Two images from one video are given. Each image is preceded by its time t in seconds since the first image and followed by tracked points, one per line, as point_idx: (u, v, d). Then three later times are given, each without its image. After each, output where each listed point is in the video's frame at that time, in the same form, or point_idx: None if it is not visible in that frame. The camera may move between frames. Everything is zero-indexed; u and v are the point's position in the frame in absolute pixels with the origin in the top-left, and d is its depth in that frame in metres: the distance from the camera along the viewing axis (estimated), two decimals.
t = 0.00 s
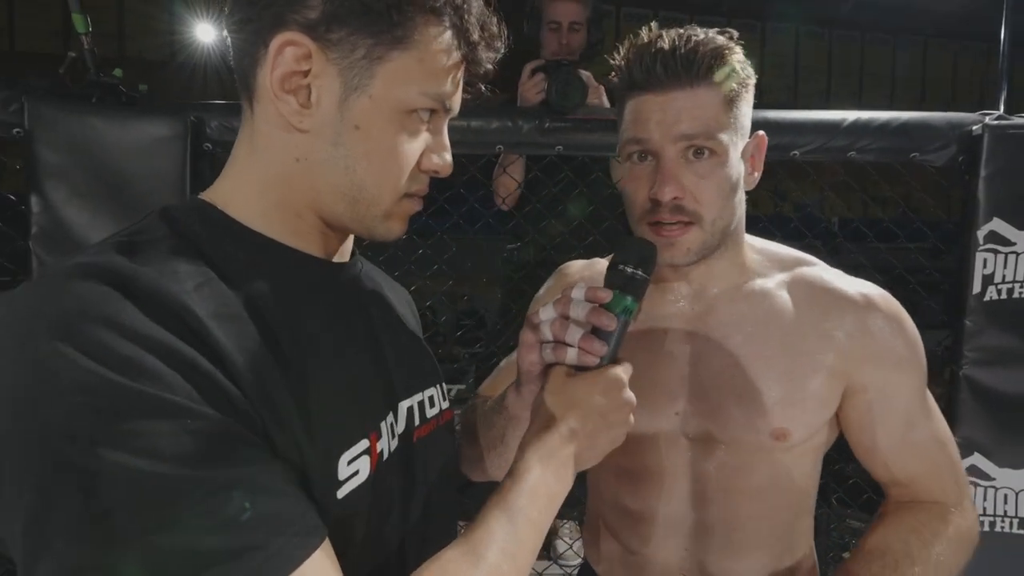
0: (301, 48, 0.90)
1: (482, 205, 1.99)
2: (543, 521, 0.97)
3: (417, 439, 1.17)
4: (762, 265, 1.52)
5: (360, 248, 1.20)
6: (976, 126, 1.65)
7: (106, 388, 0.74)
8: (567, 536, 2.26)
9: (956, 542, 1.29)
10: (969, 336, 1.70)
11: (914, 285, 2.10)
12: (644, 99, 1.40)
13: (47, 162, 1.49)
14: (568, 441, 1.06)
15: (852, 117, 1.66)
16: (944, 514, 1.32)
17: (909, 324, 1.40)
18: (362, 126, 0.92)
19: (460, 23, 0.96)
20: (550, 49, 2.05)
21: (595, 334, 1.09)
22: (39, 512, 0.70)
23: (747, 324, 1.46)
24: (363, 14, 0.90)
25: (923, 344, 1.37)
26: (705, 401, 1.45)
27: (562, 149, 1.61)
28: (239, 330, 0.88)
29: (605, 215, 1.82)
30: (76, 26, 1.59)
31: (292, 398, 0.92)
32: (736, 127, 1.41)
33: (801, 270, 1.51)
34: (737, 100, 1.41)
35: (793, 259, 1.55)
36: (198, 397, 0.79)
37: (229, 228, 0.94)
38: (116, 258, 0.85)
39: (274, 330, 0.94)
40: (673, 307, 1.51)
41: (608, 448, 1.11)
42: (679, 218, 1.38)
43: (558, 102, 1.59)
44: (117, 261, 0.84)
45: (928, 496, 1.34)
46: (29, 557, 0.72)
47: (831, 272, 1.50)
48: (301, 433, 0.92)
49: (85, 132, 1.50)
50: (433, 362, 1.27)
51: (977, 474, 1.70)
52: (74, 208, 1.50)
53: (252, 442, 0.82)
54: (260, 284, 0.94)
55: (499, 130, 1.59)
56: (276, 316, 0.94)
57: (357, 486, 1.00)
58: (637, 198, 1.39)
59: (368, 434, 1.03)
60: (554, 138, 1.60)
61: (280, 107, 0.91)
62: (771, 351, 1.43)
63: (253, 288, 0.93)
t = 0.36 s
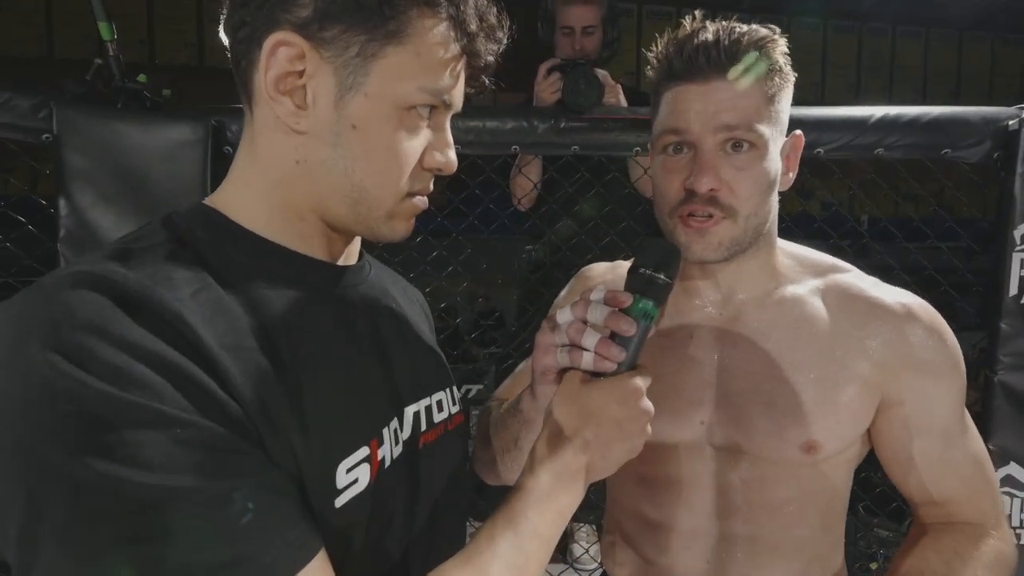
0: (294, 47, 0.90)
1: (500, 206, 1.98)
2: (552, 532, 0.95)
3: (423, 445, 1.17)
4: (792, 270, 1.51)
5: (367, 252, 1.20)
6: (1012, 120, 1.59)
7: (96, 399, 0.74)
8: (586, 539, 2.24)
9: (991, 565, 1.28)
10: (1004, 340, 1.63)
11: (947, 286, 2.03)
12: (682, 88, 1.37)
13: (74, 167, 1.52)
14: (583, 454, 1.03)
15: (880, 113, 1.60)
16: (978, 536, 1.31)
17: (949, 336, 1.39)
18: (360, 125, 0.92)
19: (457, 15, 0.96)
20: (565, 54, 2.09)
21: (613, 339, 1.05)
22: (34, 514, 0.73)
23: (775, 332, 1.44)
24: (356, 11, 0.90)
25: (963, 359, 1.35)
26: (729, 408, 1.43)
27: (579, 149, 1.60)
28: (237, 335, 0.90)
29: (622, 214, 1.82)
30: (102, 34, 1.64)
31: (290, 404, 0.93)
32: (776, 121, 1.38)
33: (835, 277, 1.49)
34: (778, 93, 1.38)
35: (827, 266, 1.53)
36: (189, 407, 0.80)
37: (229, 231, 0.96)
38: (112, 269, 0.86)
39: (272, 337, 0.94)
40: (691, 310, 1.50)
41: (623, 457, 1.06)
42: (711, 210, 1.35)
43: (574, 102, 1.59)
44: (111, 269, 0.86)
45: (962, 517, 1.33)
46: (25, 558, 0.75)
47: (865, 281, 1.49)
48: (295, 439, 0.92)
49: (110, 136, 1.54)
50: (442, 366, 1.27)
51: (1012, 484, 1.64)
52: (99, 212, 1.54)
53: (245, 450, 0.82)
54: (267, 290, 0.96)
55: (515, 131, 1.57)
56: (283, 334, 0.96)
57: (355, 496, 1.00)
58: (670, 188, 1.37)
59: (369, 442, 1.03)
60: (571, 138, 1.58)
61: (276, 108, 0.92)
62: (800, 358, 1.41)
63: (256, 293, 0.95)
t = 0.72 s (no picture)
0: (297, 62, 0.93)
1: (508, 210, 1.96)
2: (557, 536, 0.94)
3: (430, 451, 1.17)
4: (785, 279, 1.53)
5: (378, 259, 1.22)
6: None
7: (119, 393, 0.77)
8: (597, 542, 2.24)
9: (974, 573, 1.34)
10: None
11: (964, 290, 2.00)
12: (687, 96, 1.40)
13: (94, 173, 1.56)
14: (589, 454, 1.01)
15: (895, 115, 1.59)
16: (963, 544, 1.36)
17: (939, 347, 1.40)
18: (356, 139, 0.93)
19: (462, 33, 0.96)
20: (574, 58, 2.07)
21: (615, 343, 1.04)
22: (55, 508, 0.74)
23: (772, 338, 1.47)
24: (356, 27, 0.92)
25: (953, 370, 1.38)
26: (723, 412, 1.45)
27: (588, 153, 1.60)
28: (254, 338, 0.92)
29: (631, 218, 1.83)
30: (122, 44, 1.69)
31: (304, 407, 0.95)
32: (777, 130, 1.41)
33: (827, 287, 1.52)
34: (779, 104, 1.41)
35: (819, 275, 1.56)
36: (207, 404, 0.82)
37: (241, 238, 0.98)
38: (135, 272, 0.88)
39: (286, 342, 0.96)
40: (691, 318, 1.53)
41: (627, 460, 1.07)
42: (713, 218, 1.39)
43: (583, 106, 1.59)
44: (134, 272, 0.88)
45: (948, 526, 1.38)
46: (46, 556, 0.75)
47: (859, 292, 1.51)
48: (307, 440, 0.94)
49: (128, 143, 1.57)
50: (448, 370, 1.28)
51: None
52: (118, 216, 1.57)
53: (260, 448, 0.84)
54: (283, 304, 0.98)
55: (525, 135, 1.58)
56: (299, 345, 0.97)
57: (364, 497, 1.02)
58: (672, 194, 1.40)
59: (376, 445, 1.04)
60: (579, 143, 1.59)
61: (279, 121, 0.94)
62: (801, 364, 1.44)
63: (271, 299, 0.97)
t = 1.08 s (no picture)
0: (318, 82, 0.95)
1: (513, 215, 1.96)
2: (567, 534, 0.95)
3: (440, 458, 1.19)
4: (760, 282, 1.63)
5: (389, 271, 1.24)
6: None
7: (157, 398, 0.79)
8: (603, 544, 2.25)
9: (938, 552, 1.38)
10: None
11: (971, 294, 2.00)
12: (684, 122, 1.47)
13: (106, 180, 1.59)
14: (594, 455, 1.02)
15: (899, 120, 1.59)
16: (924, 526, 1.41)
17: (906, 347, 1.49)
18: (371, 157, 0.95)
19: (476, 65, 0.97)
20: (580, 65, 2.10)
21: (614, 349, 1.06)
22: (94, 510, 0.75)
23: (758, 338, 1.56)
24: (374, 50, 0.94)
25: (916, 366, 1.47)
26: (702, 407, 1.54)
27: (592, 158, 1.62)
28: (279, 347, 0.93)
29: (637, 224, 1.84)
30: (135, 53, 1.72)
31: (326, 411, 0.97)
32: (763, 154, 1.47)
33: (801, 289, 1.61)
34: (766, 129, 1.47)
35: (794, 278, 1.65)
36: (239, 409, 0.84)
37: (263, 249, 1.00)
38: (167, 282, 0.90)
39: (309, 352, 0.98)
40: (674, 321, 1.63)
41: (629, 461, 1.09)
42: (715, 243, 1.48)
43: (587, 112, 1.60)
44: (165, 282, 0.90)
45: (913, 511, 1.43)
46: (84, 557, 0.76)
47: (831, 293, 1.60)
48: (331, 447, 0.95)
49: (139, 150, 1.60)
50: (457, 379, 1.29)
51: None
52: (130, 222, 1.60)
53: (287, 452, 0.86)
54: (308, 322, 0.99)
55: (531, 140, 1.60)
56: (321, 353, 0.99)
57: (380, 502, 1.03)
58: (677, 221, 1.47)
59: (391, 451, 1.06)
60: (584, 149, 1.61)
61: (298, 137, 0.97)
62: (785, 362, 1.53)
63: (294, 318, 0.98)
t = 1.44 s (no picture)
0: (320, 88, 0.96)
1: (512, 215, 1.97)
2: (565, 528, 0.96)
3: (441, 457, 1.20)
4: (738, 277, 1.65)
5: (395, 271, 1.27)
6: None
7: (169, 400, 0.80)
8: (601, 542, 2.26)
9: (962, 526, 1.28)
10: None
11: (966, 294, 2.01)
12: (653, 125, 1.48)
13: (109, 181, 1.60)
14: (589, 451, 1.03)
15: (895, 121, 1.61)
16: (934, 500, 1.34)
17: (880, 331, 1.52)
18: (372, 160, 0.96)
19: (474, 66, 0.98)
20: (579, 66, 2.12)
21: (609, 348, 1.08)
22: (110, 510, 0.77)
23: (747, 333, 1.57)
24: (373, 54, 0.95)
25: (891, 349, 1.48)
26: (691, 400, 1.56)
27: (590, 159, 1.64)
28: (286, 350, 0.94)
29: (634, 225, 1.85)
30: (136, 55, 1.73)
31: (330, 410, 0.98)
32: (733, 156, 1.49)
33: (777, 281, 1.63)
34: (733, 131, 1.48)
35: (769, 272, 1.67)
36: (248, 412, 0.85)
37: (268, 251, 1.01)
38: (177, 286, 0.91)
39: (314, 354, 0.99)
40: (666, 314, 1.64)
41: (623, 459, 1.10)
42: (689, 244, 1.48)
43: (586, 113, 1.63)
44: (175, 286, 0.91)
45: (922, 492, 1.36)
46: (99, 555, 0.78)
47: (805, 284, 1.62)
48: (337, 448, 0.95)
49: (142, 152, 1.62)
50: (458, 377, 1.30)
51: None
52: (132, 223, 1.61)
53: (295, 452, 0.87)
54: (310, 323, 1.00)
55: (529, 141, 1.62)
56: (328, 357, 1.01)
57: (385, 501, 1.04)
58: (651, 223, 1.47)
59: (394, 451, 1.07)
60: (581, 150, 1.63)
61: (300, 141, 0.98)
62: (762, 354, 1.55)
63: (301, 321, 0.99)
